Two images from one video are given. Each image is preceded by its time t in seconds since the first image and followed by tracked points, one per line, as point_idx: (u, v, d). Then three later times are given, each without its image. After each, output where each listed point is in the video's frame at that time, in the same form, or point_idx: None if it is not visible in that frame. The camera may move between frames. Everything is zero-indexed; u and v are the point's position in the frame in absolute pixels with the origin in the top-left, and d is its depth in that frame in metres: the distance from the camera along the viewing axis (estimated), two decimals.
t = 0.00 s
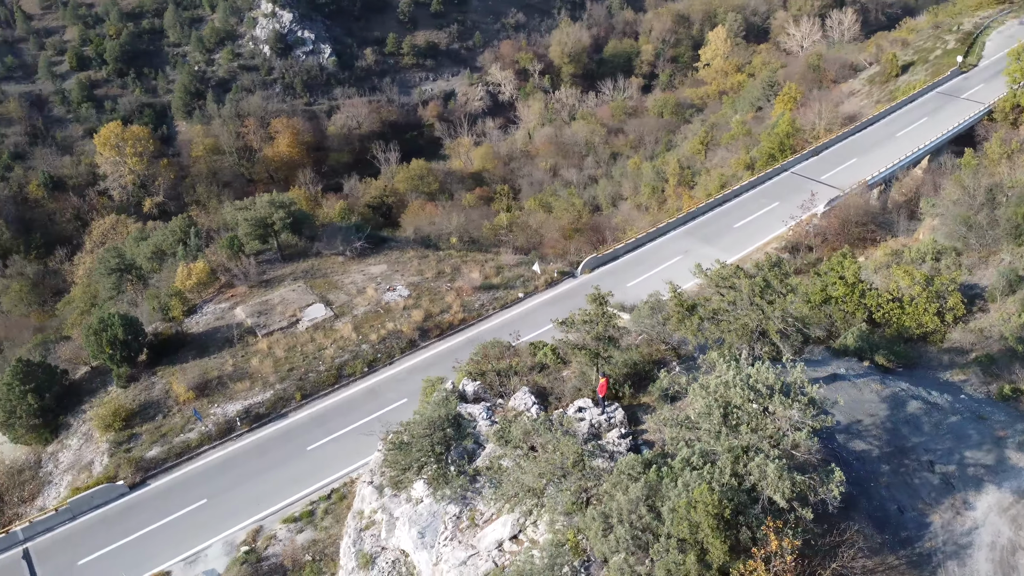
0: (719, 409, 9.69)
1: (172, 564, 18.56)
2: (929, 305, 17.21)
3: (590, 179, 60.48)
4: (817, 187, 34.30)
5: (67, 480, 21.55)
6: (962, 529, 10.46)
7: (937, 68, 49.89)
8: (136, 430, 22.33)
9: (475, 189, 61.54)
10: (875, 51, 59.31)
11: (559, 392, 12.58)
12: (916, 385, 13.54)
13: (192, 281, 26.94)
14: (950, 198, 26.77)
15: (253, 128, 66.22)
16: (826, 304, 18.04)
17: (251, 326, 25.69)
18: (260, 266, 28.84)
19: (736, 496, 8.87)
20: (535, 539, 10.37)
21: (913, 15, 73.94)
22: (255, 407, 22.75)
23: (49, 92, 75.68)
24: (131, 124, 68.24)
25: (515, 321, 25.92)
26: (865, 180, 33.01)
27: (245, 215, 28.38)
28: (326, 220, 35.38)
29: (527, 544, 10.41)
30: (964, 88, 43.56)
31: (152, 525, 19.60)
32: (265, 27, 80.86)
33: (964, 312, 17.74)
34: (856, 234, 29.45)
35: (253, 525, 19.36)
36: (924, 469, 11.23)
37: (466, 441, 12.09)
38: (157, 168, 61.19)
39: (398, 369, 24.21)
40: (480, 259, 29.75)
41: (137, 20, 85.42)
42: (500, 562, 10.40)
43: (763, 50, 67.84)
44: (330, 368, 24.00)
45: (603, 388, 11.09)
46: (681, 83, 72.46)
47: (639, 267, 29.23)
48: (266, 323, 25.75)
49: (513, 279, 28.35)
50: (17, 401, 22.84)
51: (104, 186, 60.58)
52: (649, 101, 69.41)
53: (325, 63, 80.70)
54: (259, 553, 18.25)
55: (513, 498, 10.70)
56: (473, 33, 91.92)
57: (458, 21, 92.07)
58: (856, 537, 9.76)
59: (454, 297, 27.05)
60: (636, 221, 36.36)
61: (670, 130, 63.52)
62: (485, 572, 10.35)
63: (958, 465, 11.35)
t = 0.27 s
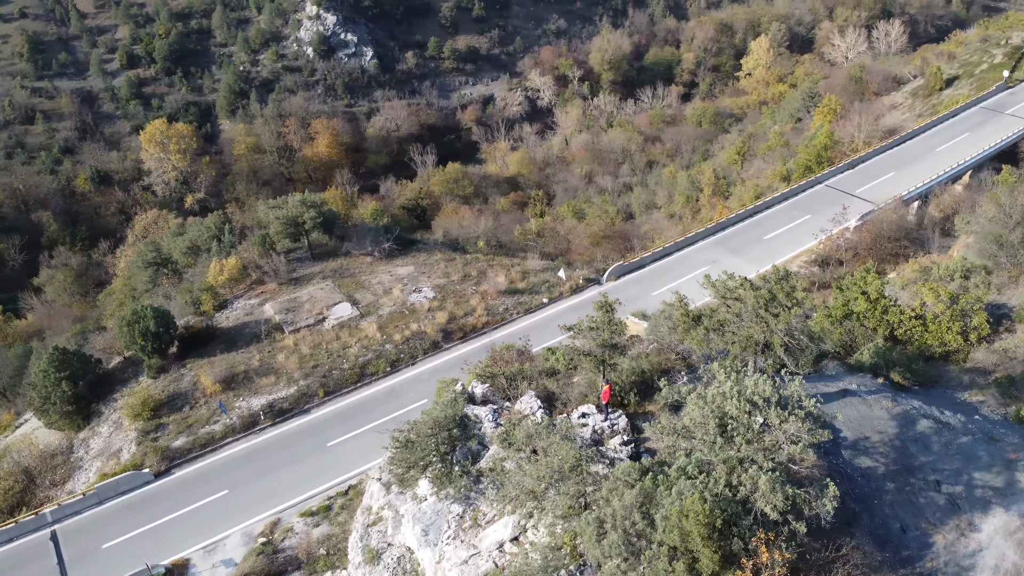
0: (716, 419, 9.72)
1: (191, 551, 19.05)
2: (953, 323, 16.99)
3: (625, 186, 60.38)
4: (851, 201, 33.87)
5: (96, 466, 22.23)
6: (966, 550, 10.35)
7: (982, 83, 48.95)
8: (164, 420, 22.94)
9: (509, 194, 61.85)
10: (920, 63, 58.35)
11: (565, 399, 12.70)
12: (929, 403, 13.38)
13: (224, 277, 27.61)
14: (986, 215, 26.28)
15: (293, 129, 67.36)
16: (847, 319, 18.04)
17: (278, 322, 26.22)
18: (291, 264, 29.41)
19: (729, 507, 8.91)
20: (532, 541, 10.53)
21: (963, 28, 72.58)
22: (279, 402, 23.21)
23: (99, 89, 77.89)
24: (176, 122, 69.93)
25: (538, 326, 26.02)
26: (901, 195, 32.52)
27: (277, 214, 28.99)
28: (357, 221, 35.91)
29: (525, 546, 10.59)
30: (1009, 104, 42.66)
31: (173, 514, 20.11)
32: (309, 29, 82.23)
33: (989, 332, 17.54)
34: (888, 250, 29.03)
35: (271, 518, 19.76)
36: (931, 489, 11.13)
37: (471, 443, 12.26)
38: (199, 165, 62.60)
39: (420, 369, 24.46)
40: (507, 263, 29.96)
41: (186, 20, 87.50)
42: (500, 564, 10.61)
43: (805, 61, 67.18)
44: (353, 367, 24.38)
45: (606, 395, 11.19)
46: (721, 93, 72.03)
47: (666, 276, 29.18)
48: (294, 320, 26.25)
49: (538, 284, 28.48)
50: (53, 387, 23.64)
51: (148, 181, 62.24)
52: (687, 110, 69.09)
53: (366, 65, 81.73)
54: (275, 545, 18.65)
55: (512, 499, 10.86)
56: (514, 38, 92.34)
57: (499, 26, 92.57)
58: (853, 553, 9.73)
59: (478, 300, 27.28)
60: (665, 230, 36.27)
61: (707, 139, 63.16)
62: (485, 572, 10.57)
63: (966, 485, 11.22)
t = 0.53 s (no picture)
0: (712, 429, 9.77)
1: (211, 540, 19.53)
2: (976, 343, 16.55)
3: (660, 195, 60.14)
4: (885, 216, 33.39)
5: (124, 454, 22.90)
6: (968, 571, 10.27)
7: None
8: (191, 411, 23.54)
9: (544, 199, 62.06)
10: (967, 77, 57.24)
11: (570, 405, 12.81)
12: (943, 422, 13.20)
13: (255, 273, 28.23)
14: None
15: (333, 129, 68.39)
16: (868, 336, 17.97)
17: (305, 319, 26.71)
18: (320, 263, 29.96)
19: (720, 516, 8.95)
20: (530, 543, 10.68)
21: (1015, 41, 70.96)
22: (302, 398, 23.66)
23: (147, 86, 80.00)
24: (220, 120, 71.48)
25: (560, 331, 26.13)
26: (936, 211, 31.92)
27: (308, 214, 29.55)
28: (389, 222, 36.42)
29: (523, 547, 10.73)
30: None
31: (194, 503, 20.65)
32: (352, 31, 83.43)
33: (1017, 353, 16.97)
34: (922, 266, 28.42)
35: (289, 511, 20.16)
36: (935, 509, 11.03)
37: (476, 443, 12.47)
38: (240, 163, 63.88)
39: (442, 371, 24.75)
40: (533, 268, 30.10)
41: (233, 21, 89.40)
42: (499, 563, 10.74)
43: (849, 72, 66.33)
44: (376, 366, 24.74)
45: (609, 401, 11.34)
46: (762, 103, 71.41)
47: (692, 285, 29.13)
48: (320, 318, 26.73)
49: (563, 290, 28.54)
50: (86, 375, 24.42)
51: (190, 178, 63.73)
52: (726, 119, 68.62)
53: (407, 69, 82.59)
54: (292, 538, 19.05)
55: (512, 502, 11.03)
56: (554, 43, 92.48)
57: (540, 32, 92.91)
58: (850, 568, 9.70)
59: (503, 304, 27.46)
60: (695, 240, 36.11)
61: (745, 149, 62.65)
62: (484, 571, 10.69)
63: (972, 506, 11.10)
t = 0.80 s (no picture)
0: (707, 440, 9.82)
1: (230, 531, 20.00)
2: (999, 364, 16.29)
3: (695, 204, 59.81)
4: (920, 232, 32.84)
5: (152, 443, 23.55)
6: None
7: None
8: (218, 404, 24.12)
9: (578, 206, 62.14)
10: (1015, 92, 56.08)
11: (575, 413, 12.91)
12: (955, 442, 13.06)
13: (286, 272, 28.86)
14: None
15: (372, 131, 69.24)
16: (886, 352, 17.76)
17: (332, 318, 27.21)
18: (349, 263, 30.47)
19: (710, 526, 9.04)
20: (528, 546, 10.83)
21: None
22: (325, 395, 24.08)
23: (194, 86, 81.92)
24: (262, 120, 72.87)
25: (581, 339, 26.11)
26: (973, 229, 31.31)
27: (339, 215, 30.08)
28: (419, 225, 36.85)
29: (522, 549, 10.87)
30: None
31: (214, 494, 21.13)
32: (394, 35, 84.50)
33: None
34: (955, 284, 27.89)
35: (307, 505, 20.56)
36: (939, 529, 10.94)
37: (480, 444, 12.68)
38: (280, 163, 65.03)
39: (463, 374, 24.98)
40: (559, 275, 30.22)
41: (278, 23, 91.10)
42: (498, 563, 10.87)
43: (893, 85, 65.40)
44: (399, 366, 25.08)
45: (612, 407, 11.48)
46: (802, 115, 70.70)
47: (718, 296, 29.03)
48: (346, 317, 27.19)
49: (587, 297, 28.59)
50: (119, 365, 25.17)
51: (231, 176, 65.06)
52: (765, 130, 68.04)
53: (447, 73, 83.28)
54: (308, 532, 19.46)
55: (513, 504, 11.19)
56: (595, 50, 92.43)
57: (581, 38, 92.91)
58: None
59: (526, 309, 27.63)
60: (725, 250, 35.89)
61: (783, 160, 62.04)
62: (484, 571, 10.83)
63: (976, 528, 10.99)
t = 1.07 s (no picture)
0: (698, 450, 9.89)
1: (249, 523, 20.47)
2: (1020, 387, 15.92)
3: (730, 215, 59.37)
4: (954, 249, 32.25)
5: (179, 435, 24.20)
6: None
7: None
8: (243, 398, 24.68)
9: (611, 214, 62.15)
10: None
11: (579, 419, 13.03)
12: (965, 463, 12.91)
13: (314, 271, 29.49)
14: None
15: (409, 135, 69.98)
16: (905, 371, 17.55)
17: (358, 318, 27.68)
18: (377, 265, 30.95)
19: (700, 534, 9.11)
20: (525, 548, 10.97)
21: None
22: (348, 394, 24.49)
23: (238, 86, 83.69)
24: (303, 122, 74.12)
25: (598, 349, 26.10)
26: (1009, 247, 30.62)
27: (368, 217, 30.58)
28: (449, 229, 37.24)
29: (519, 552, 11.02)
30: None
31: (234, 487, 21.64)
32: (434, 41, 85.44)
33: None
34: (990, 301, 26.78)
35: (324, 501, 20.95)
36: (940, 549, 10.80)
37: (485, 447, 12.93)
38: (318, 164, 66.08)
39: (483, 377, 25.19)
40: (584, 282, 30.30)
41: (322, 26, 92.61)
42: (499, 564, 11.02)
43: (937, 99, 64.33)
44: (421, 368, 25.40)
45: (615, 413, 11.68)
46: (843, 127, 69.82)
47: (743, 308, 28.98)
48: (371, 318, 27.63)
49: (611, 305, 28.63)
50: (151, 357, 25.90)
51: (270, 176, 66.28)
52: (804, 142, 67.34)
53: (485, 79, 83.88)
54: (325, 527, 19.85)
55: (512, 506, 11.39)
56: (634, 58, 92.06)
57: (621, 46, 92.75)
58: None
59: (550, 314, 27.76)
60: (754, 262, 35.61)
61: (822, 173, 61.33)
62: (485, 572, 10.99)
63: (979, 549, 10.85)
